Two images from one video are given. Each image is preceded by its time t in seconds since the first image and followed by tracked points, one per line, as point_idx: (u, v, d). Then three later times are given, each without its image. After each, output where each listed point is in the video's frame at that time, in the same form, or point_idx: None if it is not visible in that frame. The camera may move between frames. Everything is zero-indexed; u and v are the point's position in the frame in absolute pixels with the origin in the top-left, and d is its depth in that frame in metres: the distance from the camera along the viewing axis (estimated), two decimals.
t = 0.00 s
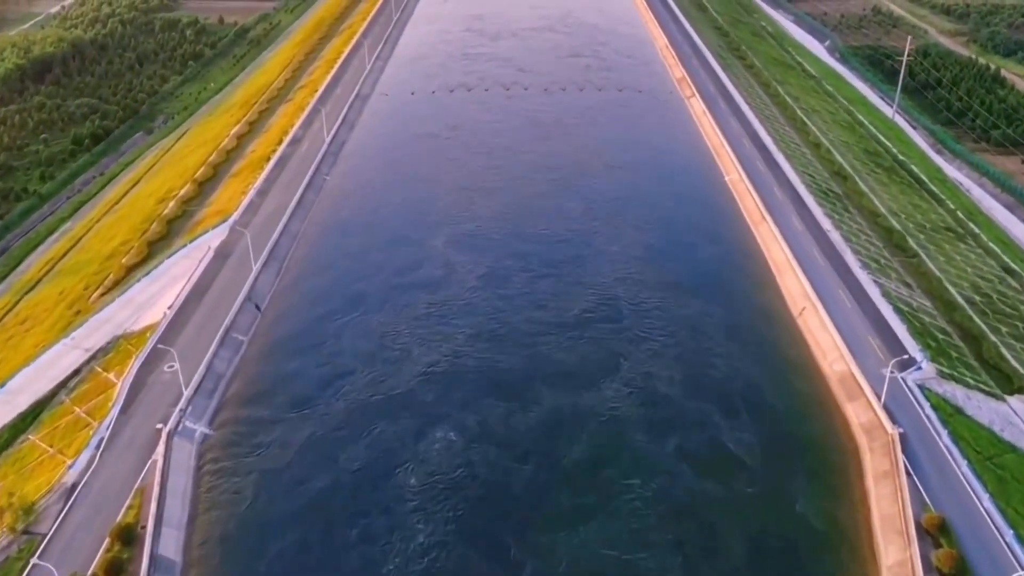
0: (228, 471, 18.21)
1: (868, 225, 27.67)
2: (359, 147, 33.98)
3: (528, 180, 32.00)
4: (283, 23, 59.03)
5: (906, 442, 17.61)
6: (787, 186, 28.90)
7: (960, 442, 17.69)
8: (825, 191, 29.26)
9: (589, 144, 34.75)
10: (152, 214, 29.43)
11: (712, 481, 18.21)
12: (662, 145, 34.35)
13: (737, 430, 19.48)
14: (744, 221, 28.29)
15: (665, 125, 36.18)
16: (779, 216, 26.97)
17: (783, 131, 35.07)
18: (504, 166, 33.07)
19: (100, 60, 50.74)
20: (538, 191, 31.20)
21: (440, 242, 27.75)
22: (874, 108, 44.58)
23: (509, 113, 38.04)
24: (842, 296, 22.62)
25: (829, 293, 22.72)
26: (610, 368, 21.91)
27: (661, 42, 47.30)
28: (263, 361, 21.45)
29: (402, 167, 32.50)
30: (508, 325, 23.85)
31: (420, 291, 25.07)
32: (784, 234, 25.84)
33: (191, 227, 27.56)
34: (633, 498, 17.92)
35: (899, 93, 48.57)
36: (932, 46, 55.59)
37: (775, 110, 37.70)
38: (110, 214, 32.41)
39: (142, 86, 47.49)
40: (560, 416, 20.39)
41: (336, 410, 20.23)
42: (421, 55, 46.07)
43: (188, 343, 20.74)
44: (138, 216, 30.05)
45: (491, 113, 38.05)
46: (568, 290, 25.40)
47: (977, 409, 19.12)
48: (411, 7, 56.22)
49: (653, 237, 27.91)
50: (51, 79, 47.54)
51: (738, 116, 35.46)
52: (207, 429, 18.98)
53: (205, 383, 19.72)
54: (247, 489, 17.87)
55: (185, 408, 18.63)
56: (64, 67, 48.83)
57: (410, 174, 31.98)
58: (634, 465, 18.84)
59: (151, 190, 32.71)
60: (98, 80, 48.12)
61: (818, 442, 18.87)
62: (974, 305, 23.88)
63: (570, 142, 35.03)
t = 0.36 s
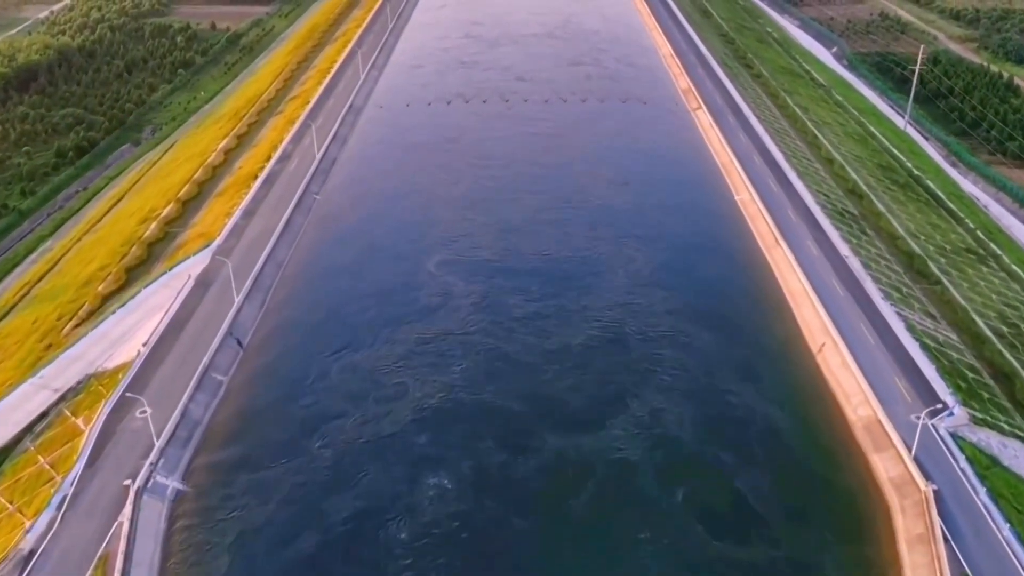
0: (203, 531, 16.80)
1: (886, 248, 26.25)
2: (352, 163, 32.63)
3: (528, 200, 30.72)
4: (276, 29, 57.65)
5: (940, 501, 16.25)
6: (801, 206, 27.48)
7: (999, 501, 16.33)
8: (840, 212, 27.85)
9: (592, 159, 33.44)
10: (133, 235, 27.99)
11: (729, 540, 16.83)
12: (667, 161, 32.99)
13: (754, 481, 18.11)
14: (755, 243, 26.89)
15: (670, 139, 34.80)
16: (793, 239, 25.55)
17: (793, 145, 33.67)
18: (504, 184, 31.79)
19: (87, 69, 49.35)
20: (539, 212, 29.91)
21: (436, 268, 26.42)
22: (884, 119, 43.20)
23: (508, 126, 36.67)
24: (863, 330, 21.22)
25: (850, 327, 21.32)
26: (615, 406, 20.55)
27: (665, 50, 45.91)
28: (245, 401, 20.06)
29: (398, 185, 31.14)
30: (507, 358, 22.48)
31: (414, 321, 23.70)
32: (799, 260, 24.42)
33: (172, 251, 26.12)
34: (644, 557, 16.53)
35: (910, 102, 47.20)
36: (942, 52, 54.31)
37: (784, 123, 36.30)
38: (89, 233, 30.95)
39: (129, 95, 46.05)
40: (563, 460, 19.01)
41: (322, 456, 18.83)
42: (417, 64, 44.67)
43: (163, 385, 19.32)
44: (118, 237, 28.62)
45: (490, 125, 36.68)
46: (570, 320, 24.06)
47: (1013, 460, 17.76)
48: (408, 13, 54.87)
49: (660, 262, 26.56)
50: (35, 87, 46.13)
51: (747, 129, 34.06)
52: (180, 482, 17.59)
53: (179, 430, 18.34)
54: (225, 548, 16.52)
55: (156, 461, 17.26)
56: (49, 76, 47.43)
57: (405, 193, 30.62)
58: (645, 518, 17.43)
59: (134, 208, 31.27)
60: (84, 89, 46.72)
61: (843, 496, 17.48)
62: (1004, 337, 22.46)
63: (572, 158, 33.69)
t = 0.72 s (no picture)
0: None
1: (907, 278, 24.84)
2: (344, 184, 31.22)
3: (529, 224, 29.33)
4: (270, 39, 56.33)
5: None
6: (816, 234, 26.03)
7: None
8: (857, 239, 26.44)
9: (595, 180, 32.05)
10: (112, 263, 26.57)
11: None
12: (674, 181, 31.59)
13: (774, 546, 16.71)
14: (768, 273, 25.45)
15: (676, 159, 33.42)
16: (809, 270, 24.14)
17: (805, 165, 32.22)
18: (503, 207, 30.39)
19: (74, 82, 47.93)
20: (539, 237, 28.52)
21: (431, 299, 25.00)
22: (896, 135, 41.78)
23: (508, 143, 35.34)
24: (889, 375, 19.79)
25: (874, 372, 19.88)
26: (622, 454, 19.14)
27: (669, 62, 44.55)
28: (222, 453, 18.67)
29: (392, 209, 29.74)
30: (505, 398, 21.07)
31: (406, 358, 22.29)
32: (817, 294, 22.98)
33: (152, 283, 24.67)
34: None
35: (921, 116, 45.77)
36: (952, 64, 52.97)
37: (794, 141, 34.88)
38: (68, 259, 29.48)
39: (117, 109, 44.62)
40: (567, 516, 17.60)
41: (306, 514, 17.42)
42: (414, 77, 43.33)
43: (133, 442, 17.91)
44: (97, 265, 27.16)
45: (488, 143, 35.35)
46: (572, 356, 22.67)
47: None
48: (404, 24, 53.50)
49: (666, 292, 25.18)
50: (19, 101, 44.70)
51: (757, 148, 32.63)
52: (149, 551, 16.19)
53: (149, 492, 16.96)
54: None
55: (122, 530, 15.86)
56: (34, 90, 46.02)
57: (399, 217, 29.26)
58: None
59: (115, 232, 29.81)
60: (70, 103, 45.29)
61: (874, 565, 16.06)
62: None
63: (574, 178, 32.33)
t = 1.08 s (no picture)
0: None
1: (931, 317, 23.41)
2: (336, 213, 29.83)
3: (529, 254, 27.94)
4: (263, 56, 55.03)
5: None
6: (835, 268, 24.58)
7: None
8: (876, 273, 25.01)
9: (598, 207, 30.70)
10: (88, 298, 25.12)
11: None
12: (682, 209, 30.21)
13: None
14: (783, 311, 24.00)
15: (683, 185, 32.02)
16: (828, 309, 22.69)
17: (818, 191, 30.80)
18: (502, 236, 29.02)
19: (60, 100, 46.59)
20: (541, 269, 27.12)
21: (426, 338, 23.58)
22: (909, 157, 40.41)
23: (507, 168, 33.98)
24: (921, 431, 18.35)
25: (905, 427, 18.44)
26: (631, 516, 17.72)
27: (673, 81, 43.20)
28: (197, 519, 17.18)
29: (386, 239, 28.37)
30: (505, 449, 19.60)
31: (398, 406, 20.83)
32: (838, 337, 21.53)
33: (129, 321, 23.22)
34: None
35: (933, 136, 44.44)
36: (962, 80, 51.78)
37: (805, 165, 33.47)
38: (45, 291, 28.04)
39: (103, 129, 43.25)
40: None
41: None
42: (410, 96, 41.98)
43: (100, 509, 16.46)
44: (73, 299, 25.71)
45: (486, 167, 33.97)
46: (576, 402, 21.21)
47: None
48: (402, 40, 52.26)
49: (675, 331, 23.75)
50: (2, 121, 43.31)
51: (768, 172, 31.21)
52: None
53: (113, 569, 15.46)
54: None
55: None
56: (19, 109, 44.66)
57: (393, 249, 27.84)
58: None
59: (95, 262, 28.38)
60: (56, 123, 43.92)
61: None
62: None
63: (576, 205, 30.93)
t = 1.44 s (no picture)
0: None
1: (958, 362, 21.98)
2: (327, 245, 28.46)
3: (530, 290, 26.55)
4: (257, 76, 53.71)
5: None
6: (854, 309, 23.15)
7: None
8: (898, 314, 23.57)
9: (602, 239, 29.35)
10: (62, 340, 23.67)
11: None
12: (689, 241, 28.85)
13: None
14: (800, 356, 22.56)
15: (689, 215, 30.63)
16: (850, 356, 21.25)
17: (832, 222, 29.37)
18: (501, 269, 27.64)
19: (46, 122, 45.22)
20: (542, 306, 25.74)
21: (421, 382, 22.19)
22: (922, 182, 39.03)
23: (506, 196, 32.62)
24: (957, 499, 16.89)
25: (940, 495, 16.98)
26: None
27: (678, 103, 41.86)
28: None
29: (379, 274, 26.99)
30: (504, 511, 18.17)
31: (389, 461, 19.39)
32: (862, 389, 20.07)
33: (104, 368, 21.78)
34: None
35: (946, 159, 43.13)
36: (973, 101, 50.54)
37: (817, 193, 32.07)
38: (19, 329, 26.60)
39: (90, 153, 41.88)
40: None
41: None
42: (406, 120, 40.67)
43: None
44: (47, 340, 24.27)
45: (485, 195, 32.62)
46: (580, 456, 19.78)
47: None
48: (398, 60, 51.03)
49: (685, 376, 22.33)
50: None
51: (779, 202, 29.80)
52: None
53: None
54: None
55: None
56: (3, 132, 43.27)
57: (386, 285, 26.45)
58: None
59: (72, 299, 26.94)
60: (40, 146, 42.54)
61: None
62: None
63: (579, 236, 29.55)
